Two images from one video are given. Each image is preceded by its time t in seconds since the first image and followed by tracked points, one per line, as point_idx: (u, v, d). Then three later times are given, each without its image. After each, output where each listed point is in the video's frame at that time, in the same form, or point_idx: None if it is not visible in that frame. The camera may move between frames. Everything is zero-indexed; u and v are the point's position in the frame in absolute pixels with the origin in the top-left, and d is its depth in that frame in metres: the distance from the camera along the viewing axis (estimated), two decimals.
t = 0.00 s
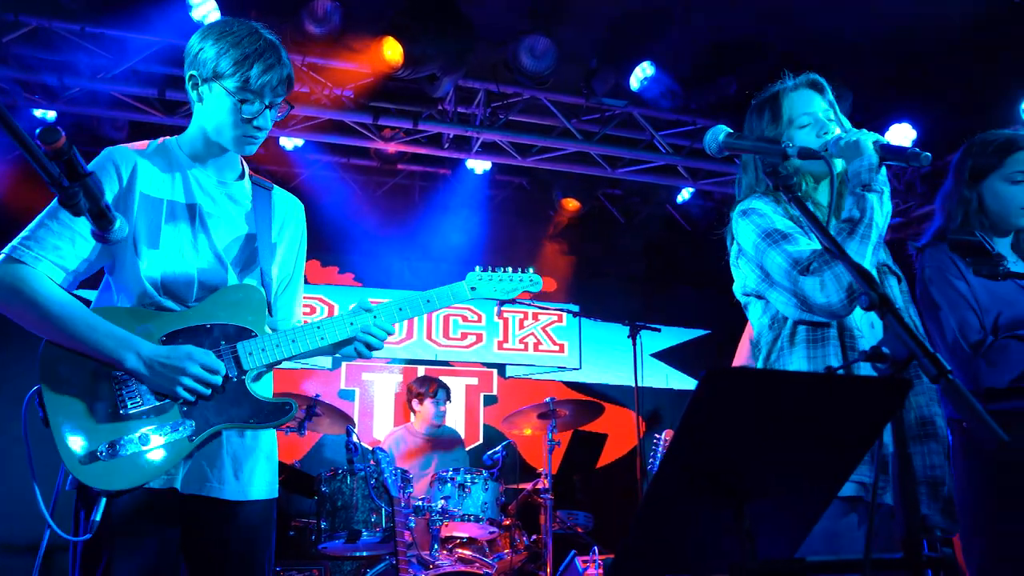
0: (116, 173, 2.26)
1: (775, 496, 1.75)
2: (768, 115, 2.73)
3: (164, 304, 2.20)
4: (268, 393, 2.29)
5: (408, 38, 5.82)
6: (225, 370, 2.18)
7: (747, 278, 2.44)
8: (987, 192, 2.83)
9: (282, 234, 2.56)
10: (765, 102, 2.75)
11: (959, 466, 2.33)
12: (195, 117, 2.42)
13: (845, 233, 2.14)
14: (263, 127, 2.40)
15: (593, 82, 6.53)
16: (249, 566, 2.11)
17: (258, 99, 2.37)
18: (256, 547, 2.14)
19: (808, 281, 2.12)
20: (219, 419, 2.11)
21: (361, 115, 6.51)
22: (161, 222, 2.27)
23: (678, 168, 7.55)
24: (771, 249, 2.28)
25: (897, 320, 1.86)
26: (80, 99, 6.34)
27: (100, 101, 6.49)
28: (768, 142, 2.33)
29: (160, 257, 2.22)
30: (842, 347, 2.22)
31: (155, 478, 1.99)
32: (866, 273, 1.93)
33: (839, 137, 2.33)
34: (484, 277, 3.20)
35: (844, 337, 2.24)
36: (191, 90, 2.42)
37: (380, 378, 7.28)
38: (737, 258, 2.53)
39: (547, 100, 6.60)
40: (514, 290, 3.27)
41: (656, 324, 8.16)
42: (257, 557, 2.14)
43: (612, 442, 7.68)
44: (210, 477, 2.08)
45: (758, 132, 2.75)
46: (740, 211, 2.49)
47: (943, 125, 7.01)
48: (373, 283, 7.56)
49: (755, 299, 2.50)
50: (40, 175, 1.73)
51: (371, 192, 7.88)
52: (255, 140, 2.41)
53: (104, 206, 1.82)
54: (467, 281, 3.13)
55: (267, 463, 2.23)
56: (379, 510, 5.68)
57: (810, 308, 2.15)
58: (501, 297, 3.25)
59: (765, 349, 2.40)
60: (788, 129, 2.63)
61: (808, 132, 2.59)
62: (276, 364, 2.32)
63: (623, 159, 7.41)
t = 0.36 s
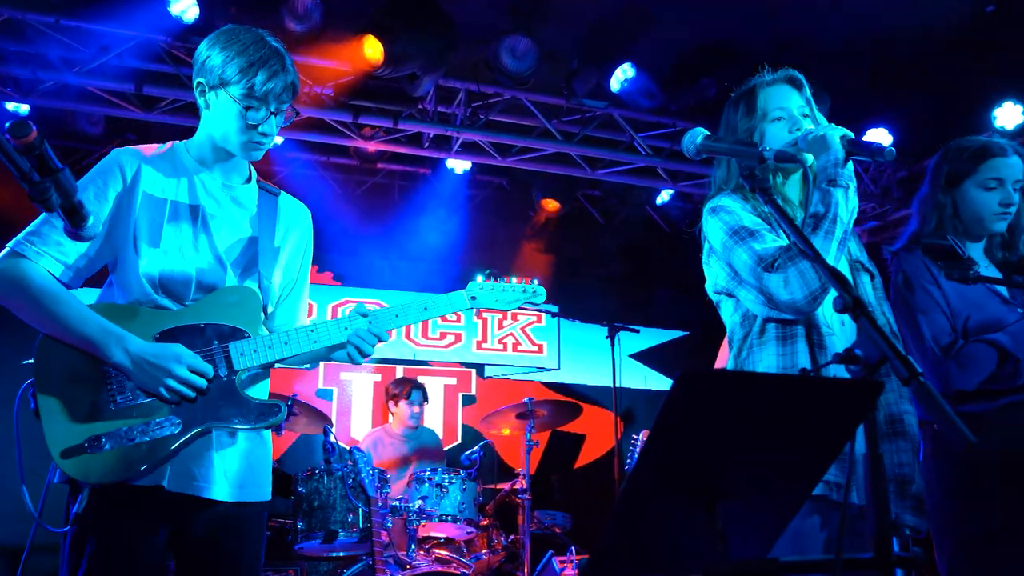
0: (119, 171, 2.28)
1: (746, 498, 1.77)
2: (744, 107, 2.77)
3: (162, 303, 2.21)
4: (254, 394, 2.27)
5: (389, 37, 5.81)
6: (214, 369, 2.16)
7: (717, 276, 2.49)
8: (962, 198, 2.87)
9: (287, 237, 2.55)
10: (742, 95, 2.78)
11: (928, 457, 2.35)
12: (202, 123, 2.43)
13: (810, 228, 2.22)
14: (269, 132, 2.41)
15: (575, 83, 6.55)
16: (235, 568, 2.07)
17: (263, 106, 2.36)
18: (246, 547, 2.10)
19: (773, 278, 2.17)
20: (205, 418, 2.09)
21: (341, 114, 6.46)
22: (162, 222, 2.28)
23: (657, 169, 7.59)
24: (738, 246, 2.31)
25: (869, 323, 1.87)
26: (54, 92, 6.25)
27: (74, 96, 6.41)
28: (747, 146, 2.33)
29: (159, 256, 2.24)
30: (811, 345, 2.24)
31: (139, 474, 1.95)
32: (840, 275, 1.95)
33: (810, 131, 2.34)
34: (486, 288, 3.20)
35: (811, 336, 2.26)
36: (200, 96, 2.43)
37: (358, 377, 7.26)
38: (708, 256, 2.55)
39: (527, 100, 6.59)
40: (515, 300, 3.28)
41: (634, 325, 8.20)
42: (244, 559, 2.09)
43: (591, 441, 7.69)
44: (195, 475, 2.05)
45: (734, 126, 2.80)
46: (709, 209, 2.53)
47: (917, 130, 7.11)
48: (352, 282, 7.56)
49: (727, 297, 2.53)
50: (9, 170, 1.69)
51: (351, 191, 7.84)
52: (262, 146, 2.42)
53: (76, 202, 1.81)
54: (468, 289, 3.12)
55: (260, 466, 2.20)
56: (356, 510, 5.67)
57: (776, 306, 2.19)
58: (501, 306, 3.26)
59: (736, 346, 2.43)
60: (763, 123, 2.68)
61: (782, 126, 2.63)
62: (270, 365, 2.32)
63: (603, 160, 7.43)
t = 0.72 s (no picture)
0: (110, 169, 2.29)
1: (720, 499, 1.78)
2: (723, 100, 2.84)
3: (148, 299, 2.20)
4: (238, 393, 2.31)
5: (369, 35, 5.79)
6: (194, 366, 2.13)
7: (693, 270, 2.53)
8: (935, 202, 2.91)
9: (279, 240, 2.57)
10: (722, 88, 2.85)
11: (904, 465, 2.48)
12: (201, 120, 2.45)
13: (790, 221, 2.20)
14: (268, 130, 2.43)
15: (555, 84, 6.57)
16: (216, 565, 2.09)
17: (263, 103, 2.39)
18: (227, 543, 2.14)
19: (751, 272, 2.16)
20: (186, 415, 2.08)
21: (320, 111, 6.46)
22: (152, 220, 2.30)
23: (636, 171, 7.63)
24: (715, 240, 2.32)
25: (843, 325, 1.86)
26: (28, 86, 6.17)
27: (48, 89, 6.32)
28: (723, 148, 2.39)
29: (145, 253, 2.25)
30: (787, 342, 2.28)
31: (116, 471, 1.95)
32: (814, 277, 1.97)
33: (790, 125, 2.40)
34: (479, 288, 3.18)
35: (787, 332, 2.30)
36: (199, 94, 2.44)
37: (335, 377, 7.22)
38: (685, 251, 2.59)
39: (507, 101, 6.54)
40: (507, 300, 3.27)
41: (612, 326, 8.23)
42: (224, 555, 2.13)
43: (569, 441, 7.72)
44: (177, 474, 2.06)
45: (712, 121, 2.88)
46: (686, 203, 2.56)
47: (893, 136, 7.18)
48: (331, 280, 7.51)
49: (702, 291, 2.56)
50: None
51: (330, 189, 7.76)
52: (260, 143, 2.44)
53: (46, 198, 1.79)
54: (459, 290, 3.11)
55: (243, 468, 2.22)
56: (332, 510, 5.65)
57: (753, 300, 2.19)
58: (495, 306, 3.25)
59: (712, 340, 2.47)
60: (742, 116, 2.72)
61: (761, 119, 2.68)
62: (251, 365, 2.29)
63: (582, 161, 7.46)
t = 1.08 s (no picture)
0: (80, 165, 2.26)
1: (685, 500, 1.77)
2: (705, 91, 2.85)
3: (118, 296, 2.16)
4: (216, 391, 2.24)
5: (346, 32, 5.76)
6: (167, 364, 2.11)
7: (666, 266, 2.54)
8: (900, 209, 2.96)
9: (254, 238, 2.52)
10: (707, 80, 2.86)
11: (874, 464, 2.55)
12: (176, 112, 2.43)
13: (766, 217, 2.24)
14: (245, 121, 2.43)
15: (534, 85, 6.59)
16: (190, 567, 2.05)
17: (244, 94, 2.39)
18: (199, 544, 2.08)
19: (727, 267, 2.19)
20: (160, 412, 2.06)
21: (296, 109, 6.42)
22: (122, 216, 2.26)
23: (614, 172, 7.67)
24: (690, 234, 2.34)
25: (813, 326, 1.91)
26: None
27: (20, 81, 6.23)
28: (697, 150, 2.32)
29: (116, 249, 2.22)
30: (761, 340, 2.30)
31: (92, 472, 1.93)
32: (785, 279, 1.98)
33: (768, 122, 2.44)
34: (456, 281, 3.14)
35: (762, 329, 2.32)
36: (177, 84, 2.44)
37: (311, 376, 7.17)
38: (658, 246, 2.61)
39: (485, 100, 6.55)
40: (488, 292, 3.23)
41: (588, 327, 8.27)
42: (196, 556, 2.07)
43: (543, 441, 7.72)
44: (152, 474, 2.03)
45: (693, 112, 2.90)
46: (659, 198, 2.55)
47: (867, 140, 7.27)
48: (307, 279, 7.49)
49: (675, 288, 2.57)
50: None
51: (305, 188, 7.71)
52: (236, 134, 2.42)
53: (11, 191, 1.75)
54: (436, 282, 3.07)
55: (222, 467, 2.18)
56: (305, 509, 5.63)
57: (727, 296, 2.21)
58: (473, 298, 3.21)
59: (685, 337, 2.46)
60: (721, 108, 2.77)
61: (739, 113, 2.72)
62: (224, 361, 2.25)
63: (560, 162, 7.48)
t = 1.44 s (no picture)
0: (33, 155, 2.12)
1: (651, 503, 1.64)
2: (688, 87, 2.55)
3: (78, 292, 2.05)
4: (181, 387, 2.15)
5: (324, 29, 5.70)
6: (133, 360, 1.99)
7: (638, 262, 2.29)
8: (858, 209, 2.91)
9: (220, 231, 2.41)
10: (687, 77, 2.57)
11: (846, 463, 2.45)
12: (135, 101, 2.28)
13: (744, 212, 2.09)
14: (208, 113, 2.28)
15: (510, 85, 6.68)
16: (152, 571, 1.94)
17: (208, 83, 2.26)
18: (164, 545, 1.98)
19: (702, 262, 2.00)
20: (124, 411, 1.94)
21: (272, 104, 6.34)
22: (81, 210, 2.13)
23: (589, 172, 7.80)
24: (664, 230, 2.12)
25: (783, 327, 1.75)
26: None
27: None
28: (671, 149, 2.11)
29: (77, 245, 2.10)
30: (733, 339, 2.10)
31: (52, 473, 1.81)
32: (756, 278, 1.82)
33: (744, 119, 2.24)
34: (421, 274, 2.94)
35: (734, 328, 2.10)
36: (137, 73, 2.30)
37: (283, 375, 7.29)
38: (630, 243, 2.34)
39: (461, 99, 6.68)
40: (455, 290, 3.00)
41: (562, 326, 8.39)
42: (159, 557, 1.96)
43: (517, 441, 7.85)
44: (112, 474, 1.92)
45: (673, 104, 2.59)
46: (634, 191, 2.32)
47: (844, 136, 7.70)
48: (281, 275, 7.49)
49: (646, 286, 2.33)
50: None
51: (281, 184, 7.70)
52: (198, 126, 2.27)
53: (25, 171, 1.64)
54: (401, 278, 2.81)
55: (187, 466, 2.06)
56: (277, 509, 5.39)
57: (701, 293, 2.02)
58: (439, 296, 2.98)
59: (654, 336, 2.22)
60: (701, 106, 2.49)
61: (719, 112, 2.46)
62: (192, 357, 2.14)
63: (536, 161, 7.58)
